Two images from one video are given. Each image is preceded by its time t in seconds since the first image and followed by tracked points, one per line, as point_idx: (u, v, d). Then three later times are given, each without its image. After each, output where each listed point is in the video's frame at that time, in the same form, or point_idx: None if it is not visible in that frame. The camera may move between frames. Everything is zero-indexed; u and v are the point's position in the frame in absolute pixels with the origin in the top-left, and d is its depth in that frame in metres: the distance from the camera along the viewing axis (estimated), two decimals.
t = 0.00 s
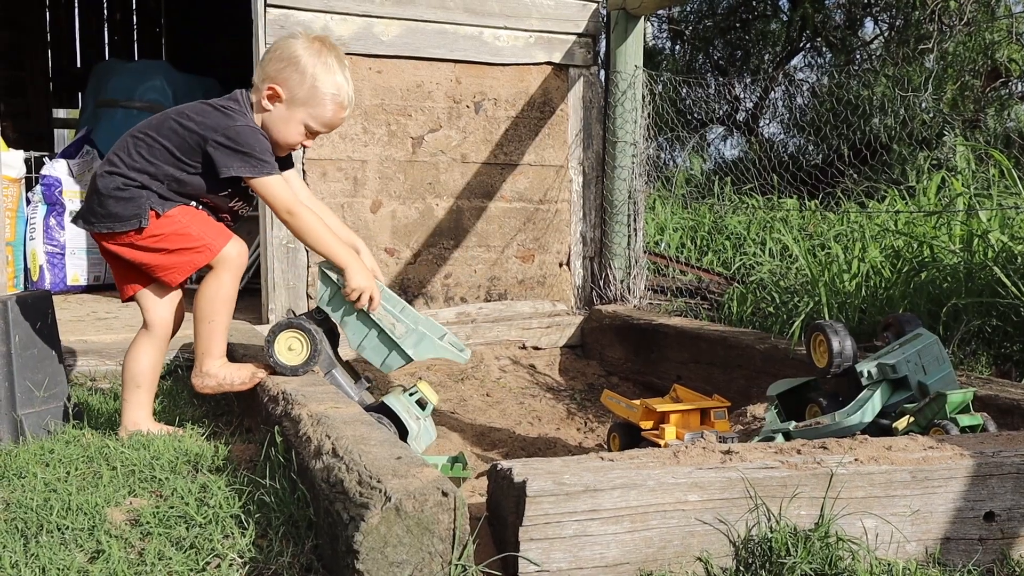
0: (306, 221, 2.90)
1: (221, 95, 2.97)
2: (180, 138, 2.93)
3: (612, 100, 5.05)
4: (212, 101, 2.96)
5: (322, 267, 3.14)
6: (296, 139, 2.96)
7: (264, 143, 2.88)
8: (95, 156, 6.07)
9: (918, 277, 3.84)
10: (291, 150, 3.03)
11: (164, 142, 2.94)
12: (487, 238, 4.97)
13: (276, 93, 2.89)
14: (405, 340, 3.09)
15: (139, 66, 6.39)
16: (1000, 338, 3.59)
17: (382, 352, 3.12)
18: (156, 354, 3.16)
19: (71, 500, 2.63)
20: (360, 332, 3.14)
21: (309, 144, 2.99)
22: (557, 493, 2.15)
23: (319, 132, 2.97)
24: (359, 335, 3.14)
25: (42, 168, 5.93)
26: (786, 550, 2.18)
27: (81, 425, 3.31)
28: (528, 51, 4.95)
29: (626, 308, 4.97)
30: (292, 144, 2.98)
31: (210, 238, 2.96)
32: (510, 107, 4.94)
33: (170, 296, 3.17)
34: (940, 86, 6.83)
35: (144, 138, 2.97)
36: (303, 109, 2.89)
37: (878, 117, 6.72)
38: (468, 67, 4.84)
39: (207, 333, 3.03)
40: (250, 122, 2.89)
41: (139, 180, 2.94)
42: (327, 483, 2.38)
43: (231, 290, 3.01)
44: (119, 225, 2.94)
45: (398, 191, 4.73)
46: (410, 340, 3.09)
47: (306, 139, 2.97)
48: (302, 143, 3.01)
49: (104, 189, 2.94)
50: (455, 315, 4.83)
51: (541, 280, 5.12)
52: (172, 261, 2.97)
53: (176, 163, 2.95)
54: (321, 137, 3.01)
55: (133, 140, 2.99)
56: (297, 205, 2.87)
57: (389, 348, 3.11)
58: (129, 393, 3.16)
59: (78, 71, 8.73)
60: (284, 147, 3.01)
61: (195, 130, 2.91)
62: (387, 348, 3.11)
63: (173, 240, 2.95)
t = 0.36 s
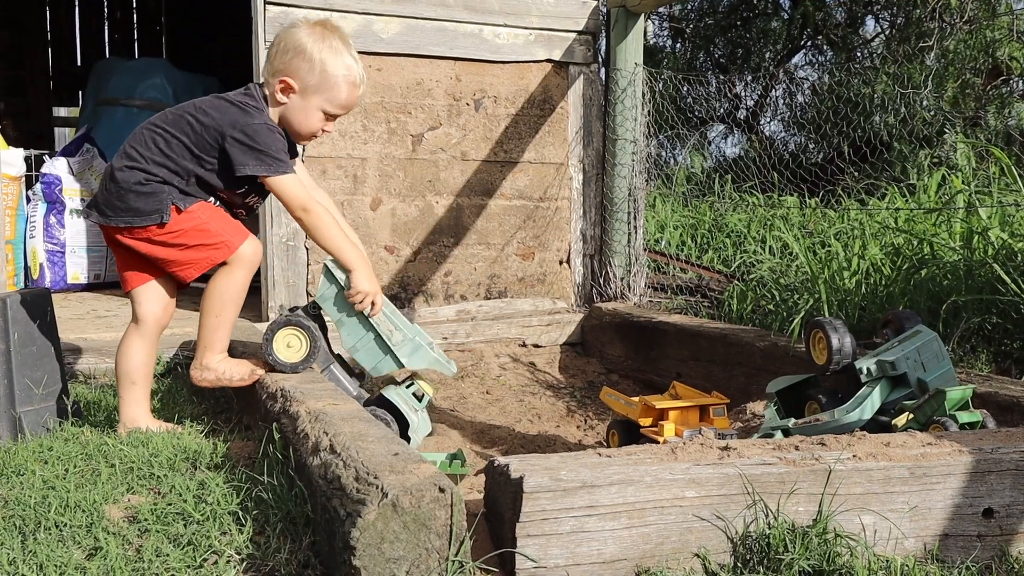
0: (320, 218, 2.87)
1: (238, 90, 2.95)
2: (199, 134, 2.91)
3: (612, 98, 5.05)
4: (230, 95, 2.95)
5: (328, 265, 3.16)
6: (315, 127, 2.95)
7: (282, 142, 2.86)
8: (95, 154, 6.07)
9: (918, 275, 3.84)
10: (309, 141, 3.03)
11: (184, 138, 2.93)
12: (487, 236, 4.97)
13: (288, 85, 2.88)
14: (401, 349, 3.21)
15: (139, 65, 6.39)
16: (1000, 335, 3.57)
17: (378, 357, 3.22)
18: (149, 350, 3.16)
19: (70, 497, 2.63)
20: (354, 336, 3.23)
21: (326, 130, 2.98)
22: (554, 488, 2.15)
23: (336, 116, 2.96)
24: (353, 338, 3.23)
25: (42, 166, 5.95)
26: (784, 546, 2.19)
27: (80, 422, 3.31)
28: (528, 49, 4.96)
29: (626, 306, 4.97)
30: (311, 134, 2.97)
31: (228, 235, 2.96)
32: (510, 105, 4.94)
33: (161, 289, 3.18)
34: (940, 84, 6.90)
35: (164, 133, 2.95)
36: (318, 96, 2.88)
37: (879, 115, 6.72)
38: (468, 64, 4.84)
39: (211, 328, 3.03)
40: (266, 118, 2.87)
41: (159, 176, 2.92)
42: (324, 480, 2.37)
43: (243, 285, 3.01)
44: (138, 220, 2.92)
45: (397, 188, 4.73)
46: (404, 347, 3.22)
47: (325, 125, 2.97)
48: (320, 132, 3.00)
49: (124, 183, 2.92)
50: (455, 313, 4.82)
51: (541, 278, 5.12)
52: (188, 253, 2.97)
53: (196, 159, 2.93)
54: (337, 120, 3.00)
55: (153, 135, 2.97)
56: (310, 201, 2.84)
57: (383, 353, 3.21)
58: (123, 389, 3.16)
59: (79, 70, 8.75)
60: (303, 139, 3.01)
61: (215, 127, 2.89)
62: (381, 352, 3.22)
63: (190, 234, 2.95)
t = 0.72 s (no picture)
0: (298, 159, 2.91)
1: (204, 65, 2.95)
2: (187, 119, 2.91)
3: (613, 99, 5.05)
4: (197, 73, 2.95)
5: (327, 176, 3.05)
6: (274, 61, 2.93)
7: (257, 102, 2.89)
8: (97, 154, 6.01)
9: (919, 277, 3.83)
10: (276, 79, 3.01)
11: (176, 128, 2.92)
12: (488, 237, 4.97)
13: (230, 29, 2.87)
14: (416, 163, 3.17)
15: (141, 65, 6.34)
16: (1001, 337, 3.58)
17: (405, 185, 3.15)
18: (167, 350, 3.19)
19: (71, 498, 2.63)
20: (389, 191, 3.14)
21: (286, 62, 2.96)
22: (555, 492, 2.15)
23: (291, 44, 2.94)
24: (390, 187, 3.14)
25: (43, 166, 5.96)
26: (785, 549, 2.18)
27: (83, 423, 3.31)
28: (529, 50, 4.95)
29: (627, 307, 4.97)
30: (273, 70, 2.96)
31: (251, 233, 2.99)
32: (511, 106, 4.94)
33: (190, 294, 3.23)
34: (942, 85, 6.98)
35: (154, 132, 2.95)
36: (262, 29, 2.86)
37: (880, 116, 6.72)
38: (469, 66, 4.84)
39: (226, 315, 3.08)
40: (235, 85, 2.88)
41: (170, 174, 2.92)
42: (325, 482, 2.38)
43: (263, 280, 3.04)
44: (165, 224, 2.92)
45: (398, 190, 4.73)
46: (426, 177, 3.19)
47: (283, 56, 2.95)
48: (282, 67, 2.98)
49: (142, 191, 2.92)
50: (456, 314, 4.81)
51: (541, 280, 5.13)
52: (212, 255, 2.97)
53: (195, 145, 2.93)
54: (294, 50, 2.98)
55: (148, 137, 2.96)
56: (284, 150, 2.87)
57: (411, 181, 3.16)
58: (135, 386, 3.18)
59: (80, 71, 8.76)
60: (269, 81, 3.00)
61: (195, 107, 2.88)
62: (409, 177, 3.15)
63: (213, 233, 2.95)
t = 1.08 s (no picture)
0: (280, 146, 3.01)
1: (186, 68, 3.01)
2: (183, 124, 2.96)
3: (606, 111, 5.07)
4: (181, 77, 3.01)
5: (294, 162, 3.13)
6: (243, 45, 3.02)
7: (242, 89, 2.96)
8: (91, 166, 6.07)
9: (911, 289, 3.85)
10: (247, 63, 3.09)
11: (173, 135, 2.98)
12: (482, 249, 4.97)
13: (197, 17, 2.96)
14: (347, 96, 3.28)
15: (135, 77, 6.41)
16: (993, 349, 3.58)
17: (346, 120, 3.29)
18: (156, 364, 3.19)
19: (63, 511, 2.63)
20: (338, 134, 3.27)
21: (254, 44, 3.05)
22: (548, 505, 2.15)
23: (258, 27, 3.03)
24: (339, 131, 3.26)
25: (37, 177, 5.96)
26: (778, 562, 2.18)
27: (75, 436, 3.30)
28: (523, 63, 4.97)
29: (620, 319, 4.98)
30: (243, 54, 3.04)
31: (259, 234, 3.07)
32: (504, 118, 4.96)
33: (179, 310, 3.22)
34: (934, 97, 7.01)
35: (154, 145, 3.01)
36: (226, 11, 2.96)
37: (872, 128, 6.75)
38: (463, 78, 4.86)
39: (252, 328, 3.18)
40: (218, 74, 2.95)
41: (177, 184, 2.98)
42: (318, 495, 2.37)
43: (281, 287, 3.13)
44: (178, 233, 2.98)
45: (392, 201, 4.74)
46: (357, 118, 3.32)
47: (251, 39, 3.03)
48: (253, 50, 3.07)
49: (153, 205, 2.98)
50: (449, 326, 4.78)
51: (535, 291, 5.13)
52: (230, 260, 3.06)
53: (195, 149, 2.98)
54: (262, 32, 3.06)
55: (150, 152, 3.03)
56: (268, 140, 2.97)
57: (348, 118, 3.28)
58: (123, 401, 3.17)
59: (75, 81, 8.78)
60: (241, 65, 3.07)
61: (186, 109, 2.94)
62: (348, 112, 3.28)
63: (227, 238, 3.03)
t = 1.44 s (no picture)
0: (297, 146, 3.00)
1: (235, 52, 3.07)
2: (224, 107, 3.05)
3: (594, 115, 5.08)
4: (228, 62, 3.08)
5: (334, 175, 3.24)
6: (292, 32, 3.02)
7: (274, 74, 2.98)
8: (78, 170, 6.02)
9: (898, 292, 3.86)
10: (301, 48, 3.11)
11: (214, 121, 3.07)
12: (469, 253, 4.97)
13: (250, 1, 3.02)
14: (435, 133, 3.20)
15: (121, 81, 6.42)
16: (979, 352, 3.60)
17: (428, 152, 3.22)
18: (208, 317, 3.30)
19: (48, 517, 2.62)
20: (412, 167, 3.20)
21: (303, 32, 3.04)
22: (536, 509, 2.15)
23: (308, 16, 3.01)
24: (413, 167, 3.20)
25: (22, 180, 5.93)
26: (765, 565, 2.21)
27: (60, 442, 3.27)
28: (511, 67, 4.97)
29: (608, 322, 4.99)
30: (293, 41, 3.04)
31: (292, 248, 3.13)
32: (492, 122, 4.96)
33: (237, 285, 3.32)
34: (920, 102, 7.05)
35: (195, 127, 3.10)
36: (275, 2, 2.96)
37: (859, 132, 6.79)
38: (451, 82, 4.86)
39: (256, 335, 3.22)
40: (254, 55, 2.99)
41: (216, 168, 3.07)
42: (306, 500, 2.36)
43: (298, 302, 3.16)
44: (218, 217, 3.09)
45: (380, 205, 4.73)
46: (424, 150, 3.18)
47: (301, 27, 3.02)
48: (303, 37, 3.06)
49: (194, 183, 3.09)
50: (437, 330, 4.79)
51: (523, 295, 5.12)
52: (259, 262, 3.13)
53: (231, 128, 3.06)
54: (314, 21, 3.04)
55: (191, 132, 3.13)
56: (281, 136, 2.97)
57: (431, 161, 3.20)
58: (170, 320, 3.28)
59: (61, 84, 8.75)
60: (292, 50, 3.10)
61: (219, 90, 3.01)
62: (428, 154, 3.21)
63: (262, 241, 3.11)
